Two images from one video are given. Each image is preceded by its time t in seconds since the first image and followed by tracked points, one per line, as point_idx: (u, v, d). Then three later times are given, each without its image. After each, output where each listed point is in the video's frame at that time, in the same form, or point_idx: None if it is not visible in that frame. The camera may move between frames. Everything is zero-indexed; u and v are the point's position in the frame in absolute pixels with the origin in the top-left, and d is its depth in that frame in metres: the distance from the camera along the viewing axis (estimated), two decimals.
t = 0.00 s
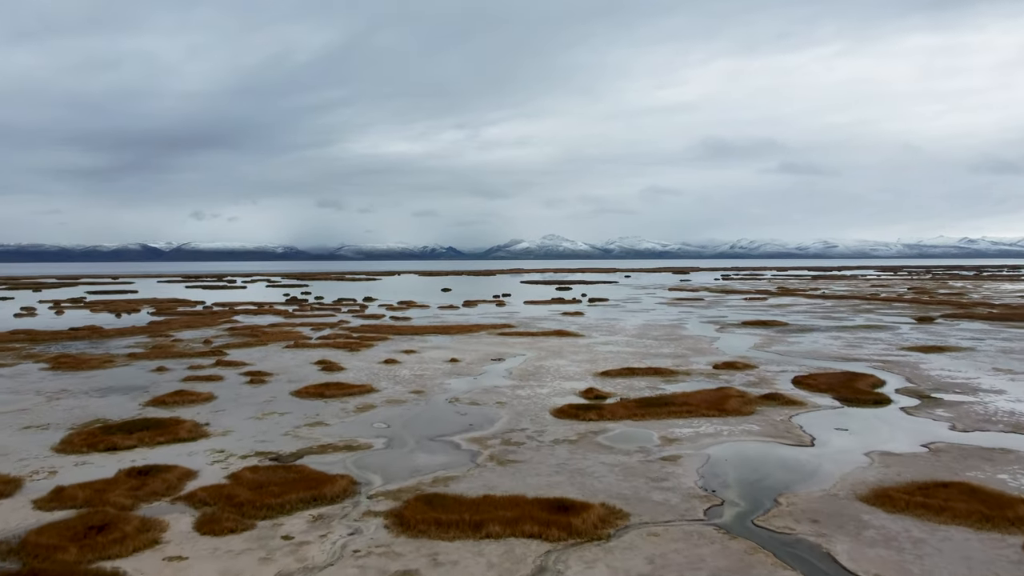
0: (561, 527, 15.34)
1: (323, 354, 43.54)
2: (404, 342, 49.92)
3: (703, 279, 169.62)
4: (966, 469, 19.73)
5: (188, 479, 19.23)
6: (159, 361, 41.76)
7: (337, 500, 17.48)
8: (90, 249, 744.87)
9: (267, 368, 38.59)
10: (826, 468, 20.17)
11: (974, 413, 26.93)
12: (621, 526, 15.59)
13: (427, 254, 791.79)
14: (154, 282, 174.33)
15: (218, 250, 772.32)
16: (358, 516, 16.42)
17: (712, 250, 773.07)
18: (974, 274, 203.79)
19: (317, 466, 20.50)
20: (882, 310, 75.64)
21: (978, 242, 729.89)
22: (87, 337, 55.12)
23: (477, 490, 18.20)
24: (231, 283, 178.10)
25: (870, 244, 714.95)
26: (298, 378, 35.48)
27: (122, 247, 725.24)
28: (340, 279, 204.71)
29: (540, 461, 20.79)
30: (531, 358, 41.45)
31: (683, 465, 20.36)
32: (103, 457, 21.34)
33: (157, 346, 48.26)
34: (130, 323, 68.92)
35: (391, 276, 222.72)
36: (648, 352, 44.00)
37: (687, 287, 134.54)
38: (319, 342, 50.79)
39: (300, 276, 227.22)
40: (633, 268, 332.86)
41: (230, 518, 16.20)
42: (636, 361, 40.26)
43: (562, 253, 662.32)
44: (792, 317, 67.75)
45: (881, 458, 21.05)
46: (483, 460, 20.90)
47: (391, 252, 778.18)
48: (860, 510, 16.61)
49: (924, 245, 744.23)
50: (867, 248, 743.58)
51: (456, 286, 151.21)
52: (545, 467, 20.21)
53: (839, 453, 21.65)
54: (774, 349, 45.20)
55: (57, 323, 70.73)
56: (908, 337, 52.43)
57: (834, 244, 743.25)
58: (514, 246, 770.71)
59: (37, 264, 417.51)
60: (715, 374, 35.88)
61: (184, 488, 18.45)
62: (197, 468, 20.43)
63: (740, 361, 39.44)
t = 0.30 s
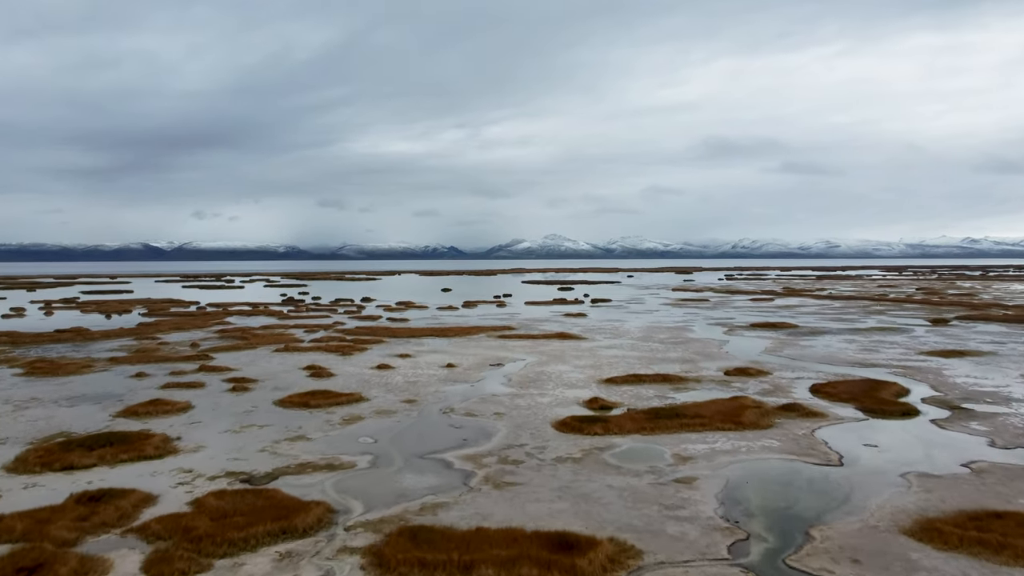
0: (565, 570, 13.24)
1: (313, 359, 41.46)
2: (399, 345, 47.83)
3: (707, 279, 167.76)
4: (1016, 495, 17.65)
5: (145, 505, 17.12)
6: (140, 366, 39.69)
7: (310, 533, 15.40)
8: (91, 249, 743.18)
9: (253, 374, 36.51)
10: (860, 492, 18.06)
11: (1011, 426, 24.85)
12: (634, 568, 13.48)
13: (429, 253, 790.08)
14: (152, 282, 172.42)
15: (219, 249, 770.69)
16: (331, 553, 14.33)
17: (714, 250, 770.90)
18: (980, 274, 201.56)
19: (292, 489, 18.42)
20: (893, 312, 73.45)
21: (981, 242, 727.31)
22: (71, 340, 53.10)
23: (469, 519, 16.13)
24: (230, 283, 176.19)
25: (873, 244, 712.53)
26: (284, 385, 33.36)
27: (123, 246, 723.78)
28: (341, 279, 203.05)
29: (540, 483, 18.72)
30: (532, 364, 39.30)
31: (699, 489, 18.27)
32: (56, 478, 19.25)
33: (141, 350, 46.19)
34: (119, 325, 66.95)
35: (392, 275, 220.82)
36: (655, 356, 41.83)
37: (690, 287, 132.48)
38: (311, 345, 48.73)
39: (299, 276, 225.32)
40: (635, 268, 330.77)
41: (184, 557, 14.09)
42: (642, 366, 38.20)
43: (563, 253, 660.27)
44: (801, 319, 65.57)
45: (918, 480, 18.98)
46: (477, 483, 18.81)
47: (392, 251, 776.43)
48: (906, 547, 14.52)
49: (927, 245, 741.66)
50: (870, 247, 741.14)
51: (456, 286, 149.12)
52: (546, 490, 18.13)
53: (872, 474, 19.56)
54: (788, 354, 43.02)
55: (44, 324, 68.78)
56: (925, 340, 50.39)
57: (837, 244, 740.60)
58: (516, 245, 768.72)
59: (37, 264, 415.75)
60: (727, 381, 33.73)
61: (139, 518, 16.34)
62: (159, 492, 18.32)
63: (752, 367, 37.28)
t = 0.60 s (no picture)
0: None
1: (302, 365, 39.36)
2: (394, 349, 45.74)
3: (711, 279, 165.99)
4: None
5: (90, 539, 14.99)
6: (118, 371, 37.60)
7: None
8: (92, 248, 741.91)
9: (236, 381, 34.42)
10: (902, 523, 15.94)
11: None
12: None
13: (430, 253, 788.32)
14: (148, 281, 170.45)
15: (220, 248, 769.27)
16: None
17: (717, 250, 768.61)
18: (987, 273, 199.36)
19: (261, 519, 16.31)
20: (906, 314, 71.25)
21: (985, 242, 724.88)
22: (54, 342, 51.08)
23: (458, 559, 14.02)
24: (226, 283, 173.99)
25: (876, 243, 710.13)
26: (267, 393, 31.20)
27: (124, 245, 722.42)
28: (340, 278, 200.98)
29: (541, 512, 16.60)
30: (533, 370, 37.22)
31: (720, 519, 16.14)
32: None
33: (123, 354, 44.12)
34: (108, 326, 64.89)
35: (392, 275, 218.69)
36: (663, 362, 39.72)
37: (694, 287, 130.55)
38: (302, 349, 46.63)
39: (299, 275, 223.41)
40: (636, 267, 329.02)
41: None
42: (649, 373, 36.09)
43: (565, 253, 658.00)
44: (812, 321, 63.44)
45: (966, 509, 16.86)
46: (469, 511, 16.71)
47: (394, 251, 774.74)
48: None
49: (930, 245, 739.34)
50: (873, 247, 738.74)
51: (457, 286, 146.88)
52: (546, 521, 16.00)
53: (912, 501, 17.43)
54: (802, 359, 40.90)
55: (30, 326, 66.77)
56: (943, 344, 48.33)
57: (840, 244, 738.75)
58: (518, 245, 766.81)
59: (37, 262, 414.00)
60: (740, 390, 31.58)
61: (79, 556, 14.17)
62: (109, 522, 16.18)
63: (767, 374, 35.14)
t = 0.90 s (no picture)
0: None
1: (290, 370, 37.27)
2: (389, 353, 43.68)
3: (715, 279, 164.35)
4: None
5: None
6: (95, 376, 35.52)
7: None
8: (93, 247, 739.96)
9: (218, 388, 32.36)
10: (956, 564, 13.87)
11: None
12: None
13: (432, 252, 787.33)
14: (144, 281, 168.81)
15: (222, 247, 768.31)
16: None
17: (719, 249, 766.84)
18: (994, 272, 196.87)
19: (222, 556, 14.25)
20: (918, 316, 69.15)
21: (988, 241, 722.88)
22: (34, 345, 48.99)
23: None
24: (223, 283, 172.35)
25: (879, 243, 708.37)
26: (249, 401, 29.16)
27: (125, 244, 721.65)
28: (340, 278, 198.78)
29: (540, 547, 14.54)
30: (533, 376, 35.13)
31: (746, 557, 14.07)
32: None
33: (104, 358, 42.04)
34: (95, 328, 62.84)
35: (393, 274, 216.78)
36: (670, 367, 37.60)
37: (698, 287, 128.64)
38: (292, 352, 44.60)
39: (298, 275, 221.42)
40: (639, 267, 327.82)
41: None
42: (657, 379, 34.04)
43: (567, 253, 655.77)
44: (822, 323, 61.28)
45: None
46: (459, 546, 14.66)
47: (395, 250, 773.97)
48: None
49: (933, 244, 737.46)
50: (876, 246, 736.81)
51: (457, 286, 144.73)
52: (546, 560, 13.93)
53: (963, 533, 15.38)
54: (817, 365, 38.76)
55: (15, 327, 64.69)
56: (962, 347, 46.33)
57: (843, 244, 735.74)
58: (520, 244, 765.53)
59: (36, 262, 411.75)
60: (755, 399, 29.48)
61: None
62: (47, 559, 14.12)
63: (782, 381, 33.03)
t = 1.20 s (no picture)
0: None
1: (276, 376, 35.15)
2: (382, 358, 41.56)
3: (720, 279, 162.17)
4: None
5: None
6: (68, 383, 33.42)
7: None
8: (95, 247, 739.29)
9: (197, 397, 30.26)
10: None
11: None
12: None
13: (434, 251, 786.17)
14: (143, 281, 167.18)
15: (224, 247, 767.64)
16: None
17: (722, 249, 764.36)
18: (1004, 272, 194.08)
19: None
20: (933, 318, 66.96)
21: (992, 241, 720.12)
22: (13, 348, 46.92)
23: None
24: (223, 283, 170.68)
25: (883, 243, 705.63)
26: (227, 412, 27.03)
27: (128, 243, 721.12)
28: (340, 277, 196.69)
29: None
30: (533, 383, 32.99)
31: None
32: None
33: (82, 362, 39.96)
34: (81, 329, 60.75)
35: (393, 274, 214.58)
36: (680, 374, 35.41)
37: (704, 287, 126.39)
38: (281, 356, 42.51)
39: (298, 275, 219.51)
40: (641, 266, 325.86)
41: None
42: (666, 388, 31.89)
43: (570, 252, 653.45)
44: (835, 325, 58.99)
45: None
46: None
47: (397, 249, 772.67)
48: None
49: (937, 244, 734.66)
50: (880, 246, 734.34)
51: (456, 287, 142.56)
52: None
53: None
54: (836, 371, 36.56)
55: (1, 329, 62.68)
56: (984, 351, 44.16)
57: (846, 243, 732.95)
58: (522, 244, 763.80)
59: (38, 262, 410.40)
60: (772, 410, 27.28)
61: None
62: None
63: (800, 389, 30.82)
